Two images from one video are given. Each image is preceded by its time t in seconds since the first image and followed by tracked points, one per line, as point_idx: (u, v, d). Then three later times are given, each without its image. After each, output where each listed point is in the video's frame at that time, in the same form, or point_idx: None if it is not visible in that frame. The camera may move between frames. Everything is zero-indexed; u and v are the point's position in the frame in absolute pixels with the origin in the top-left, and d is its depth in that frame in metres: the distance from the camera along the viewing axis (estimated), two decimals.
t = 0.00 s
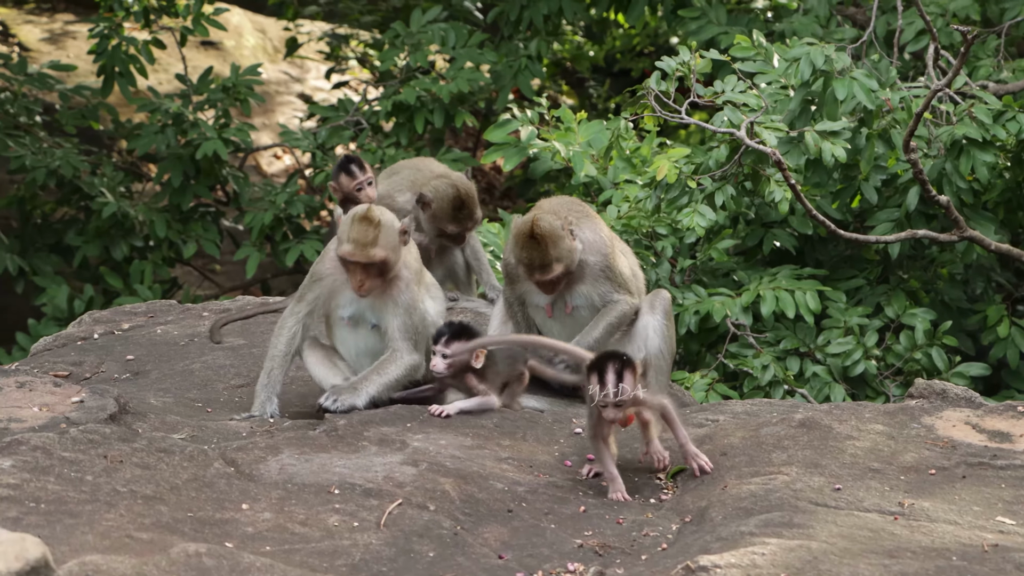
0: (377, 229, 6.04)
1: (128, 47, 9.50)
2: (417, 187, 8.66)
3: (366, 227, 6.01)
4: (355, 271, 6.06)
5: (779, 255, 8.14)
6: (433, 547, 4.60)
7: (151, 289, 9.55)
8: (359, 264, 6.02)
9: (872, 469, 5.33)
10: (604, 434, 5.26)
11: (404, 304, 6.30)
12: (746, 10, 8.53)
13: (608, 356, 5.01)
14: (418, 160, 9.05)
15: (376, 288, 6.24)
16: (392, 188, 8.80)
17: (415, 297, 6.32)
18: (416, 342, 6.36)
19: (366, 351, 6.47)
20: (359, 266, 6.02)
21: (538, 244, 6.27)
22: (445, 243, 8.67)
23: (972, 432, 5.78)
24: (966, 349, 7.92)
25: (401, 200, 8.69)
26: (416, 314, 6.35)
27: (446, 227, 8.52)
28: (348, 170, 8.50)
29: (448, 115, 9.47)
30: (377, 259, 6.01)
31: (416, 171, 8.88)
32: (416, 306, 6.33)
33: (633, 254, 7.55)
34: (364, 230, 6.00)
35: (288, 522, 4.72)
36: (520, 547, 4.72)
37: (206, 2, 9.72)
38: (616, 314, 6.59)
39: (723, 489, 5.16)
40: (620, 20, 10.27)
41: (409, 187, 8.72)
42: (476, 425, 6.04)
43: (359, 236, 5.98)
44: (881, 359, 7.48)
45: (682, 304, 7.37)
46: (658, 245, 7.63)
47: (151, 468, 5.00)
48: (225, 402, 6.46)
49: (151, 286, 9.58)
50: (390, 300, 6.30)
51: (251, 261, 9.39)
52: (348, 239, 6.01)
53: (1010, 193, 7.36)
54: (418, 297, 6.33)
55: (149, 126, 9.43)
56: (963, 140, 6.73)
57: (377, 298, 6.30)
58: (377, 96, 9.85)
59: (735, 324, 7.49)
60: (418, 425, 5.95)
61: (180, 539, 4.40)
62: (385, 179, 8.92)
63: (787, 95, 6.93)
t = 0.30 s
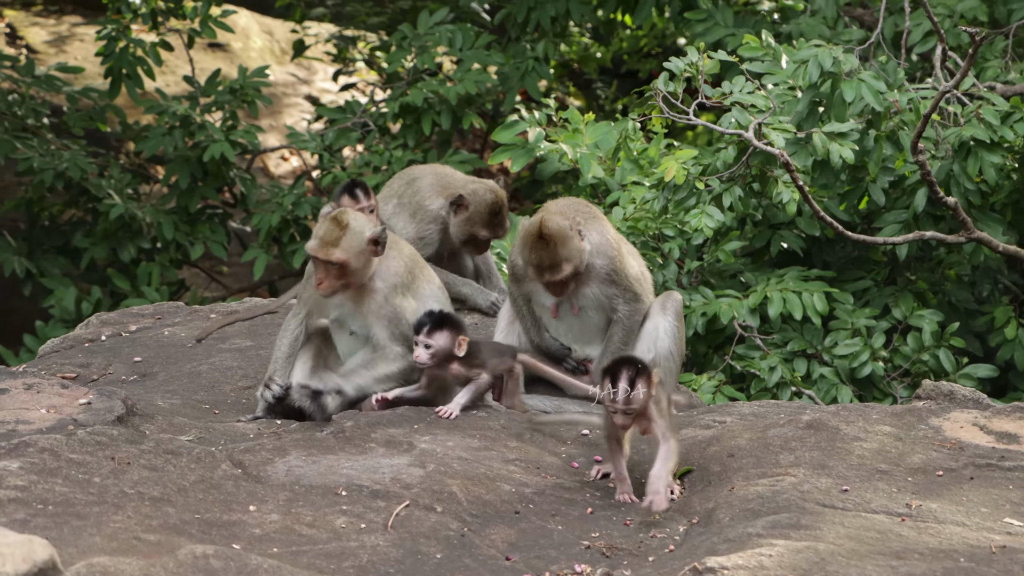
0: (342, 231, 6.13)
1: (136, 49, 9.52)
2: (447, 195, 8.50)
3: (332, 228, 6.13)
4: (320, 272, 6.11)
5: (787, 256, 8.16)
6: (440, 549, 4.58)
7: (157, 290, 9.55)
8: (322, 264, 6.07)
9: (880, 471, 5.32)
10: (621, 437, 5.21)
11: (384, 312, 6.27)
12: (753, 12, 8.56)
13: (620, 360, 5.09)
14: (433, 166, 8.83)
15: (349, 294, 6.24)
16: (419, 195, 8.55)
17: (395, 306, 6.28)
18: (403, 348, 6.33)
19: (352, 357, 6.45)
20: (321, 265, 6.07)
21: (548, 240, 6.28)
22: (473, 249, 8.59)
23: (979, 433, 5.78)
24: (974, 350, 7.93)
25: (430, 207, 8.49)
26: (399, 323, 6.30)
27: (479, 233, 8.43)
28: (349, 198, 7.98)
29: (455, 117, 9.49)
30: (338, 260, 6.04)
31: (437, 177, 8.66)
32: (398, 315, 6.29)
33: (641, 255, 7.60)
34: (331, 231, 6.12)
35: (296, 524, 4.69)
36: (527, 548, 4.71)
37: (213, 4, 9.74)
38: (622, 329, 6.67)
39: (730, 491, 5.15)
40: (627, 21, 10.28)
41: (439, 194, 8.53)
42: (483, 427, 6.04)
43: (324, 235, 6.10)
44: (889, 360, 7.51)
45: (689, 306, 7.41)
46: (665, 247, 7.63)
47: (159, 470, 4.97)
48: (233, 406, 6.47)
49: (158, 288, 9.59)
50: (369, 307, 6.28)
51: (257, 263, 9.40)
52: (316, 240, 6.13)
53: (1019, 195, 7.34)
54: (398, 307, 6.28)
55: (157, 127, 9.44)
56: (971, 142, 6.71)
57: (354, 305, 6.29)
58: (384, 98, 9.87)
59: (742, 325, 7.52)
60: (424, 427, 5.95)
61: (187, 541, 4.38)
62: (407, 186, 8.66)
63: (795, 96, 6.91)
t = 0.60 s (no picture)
0: (330, 230, 6.19)
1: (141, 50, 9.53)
2: (459, 192, 8.51)
3: (322, 225, 6.24)
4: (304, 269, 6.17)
5: (791, 257, 8.18)
6: (445, 550, 4.57)
7: (162, 291, 9.56)
8: (306, 256, 6.14)
9: (885, 472, 5.32)
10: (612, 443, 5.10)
11: (361, 319, 6.20)
12: (758, 12, 8.59)
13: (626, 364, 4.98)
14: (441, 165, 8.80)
15: (335, 296, 6.26)
16: (429, 192, 8.54)
17: (372, 314, 6.19)
18: (377, 361, 6.22)
19: (342, 366, 6.45)
20: (306, 258, 6.14)
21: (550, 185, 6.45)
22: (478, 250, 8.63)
23: (984, 435, 5.78)
24: (978, 350, 7.94)
25: (440, 204, 8.49)
26: (375, 333, 6.21)
27: (488, 233, 8.53)
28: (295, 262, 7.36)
29: (460, 117, 9.50)
30: (321, 251, 6.10)
31: (446, 175, 8.65)
32: (374, 325, 6.20)
33: (645, 256, 7.63)
34: (320, 226, 6.21)
35: (300, 524, 4.68)
36: (532, 549, 4.70)
37: (218, 4, 9.75)
38: (632, 331, 6.70)
39: (734, 492, 5.14)
40: (631, 21, 10.29)
41: (450, 191, 8.53)
42: (488, 428, 6.04)
43: (311, 233, 6.17)
44: (894, 361, 7.56)
45: (694, 307, 7.45)
46: (670, 248, 7.66)
47: (164, 470, 4.96)
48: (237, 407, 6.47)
49: (162, 289, 9.59)
50: (351, 311, 6.25)
51: (262, 263, 9.41)
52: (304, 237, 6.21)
53: None
54: (374, 316, 6.19)
55: (162, 128, 9.45)
56: (976, 142, 6.76)
57: (338, 307, 6.30)
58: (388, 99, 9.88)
59: (747, 325, 7.53)
60: (429, 427, 5.95)
61: (192, 541, 4.36)
62: (414, 185, 8.62)
63: (799, 98, 6.95)
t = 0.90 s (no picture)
0: (349, 219, 6.21)
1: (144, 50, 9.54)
2: (467, 191, 8.51)
3: (340, 215, 6.24)
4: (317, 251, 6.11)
5: (795, 257, 8.19)
6: (448, 549, 4.56)
7: (165, 291, 9.56)
8: (321, 241, 6.11)
9: (888, 471, 5.31)
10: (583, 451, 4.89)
11: (363, 325, 6.17)
12: (761, 12, 8.61)
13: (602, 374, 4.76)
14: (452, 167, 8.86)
15: (339, 288, 6.20)
16: (437, 191, 8.58)
17: (375, 322, 6.17)
18: (376, 371, 6.22)
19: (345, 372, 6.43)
20: (321, 243, 6.11)
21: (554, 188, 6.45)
22: (483, 248, 8.53)
23: (988, 434, 5.77)
24: (982, 350, 7.95)
25: (448, 204, 8.50)
26: (376, 342, 6.19)
27: (499, 231, 8.38)
28: (210, 249, 7.18)
29: (463, 117, 9.51)
30: (337, 239, 6.09)
31: (455, 175, 8.69)
32: (376, 333, 6.18)
33: (648, 256, 7.63)
34: (338, 213, 6.20)
35: (304, 524, 4.68)
36: (535, 549, 4.69)
37: (221, 4, 9.76)
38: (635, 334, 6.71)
39: (738, 492, 5.14)
40: (635, 21, 10.30)
41: (458, 191, 8.55)
42: (491, 428, 6.04)
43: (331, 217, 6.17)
44: (898, 360, 7.58)
45: (698, 306, 7.46)
46: (673, 247, 7.72)
47: (167, 470, 4.96)
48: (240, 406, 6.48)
49: (165, 289, 9.59)
50: (352, 315, 6.21)
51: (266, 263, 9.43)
52: (321, 220, 6.19)
53: None
54: (376, 324, 6.16)
55: (165, 128, 9.46)
56: (981, 141, 6.77)
57: (340, 308, 6.26)
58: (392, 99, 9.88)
59: (751, 325, 7.55)
60: (432, 428, 5.95)
61: (195, 541, 4.36)
62: (422, 182, 8.71)
63: (804, 96, 6.99)
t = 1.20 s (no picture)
0: (347, 228, 6.17)
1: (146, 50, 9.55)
2: (471, 192, 8.51)
3: (338, 223, 6.20)
4: (315, 263, 6.09)
5: (797, 256, 8.20)
6: (450, 549, 4.55)
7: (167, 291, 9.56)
8: (321, 254, 6.07)
9: (890, 471, 5.31)
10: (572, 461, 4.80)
11: (361, 334, 6.18)
12: (763, 12, 8.62)
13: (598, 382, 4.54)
14: (455, 167, 8.86)
15: (336, 298, 6.19)
16: (443, 191, 8.56)
17: (373, 331, 6.18)
18: (377, 377, 6.21)
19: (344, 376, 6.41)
20: (320, 255, 6.07)
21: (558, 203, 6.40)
22: (488, 249, 8.49)
23: (990, 434, 5.77)
24: (984, 349, 7.96)
25: (452, 203, 8.49)
26: (374, 351, 6.20)
27: (503, 232, 8.36)
28: (131, 281, 6.65)
29: (465, 117, 9.52)
30: (337, 252, 6.06)
31: (458, 176, 8.69)
32: (374, 343, 6.19)
33: (651, 256, 7.64)
34: (336, 224, 6.16)
35: (306, 524, 4.68)
36: (538, 548, 4.69)
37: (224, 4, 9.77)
38: (637, 328, 6.73)
39: (740, 491, 5.14)
40: (636, 20, 10.32)
41: (461, 192, 8.54)
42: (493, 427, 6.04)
43: (330, 227, 6.13)
44: (900, 360, 7.59)
45: (699, 306, 7.47)
46: (675, 247, 7.75)
47: (170, 470, 4.96)
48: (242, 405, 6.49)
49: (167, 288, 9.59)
50: (349, 324, 6.21)
51: (268, 263, 9.44)
52: (319, 231, 6.15)
53: None
54: (374, 334, 6.18)
55: (167, 128, 9.46)
56: (980, 142, 6.78)
57: (338, 317, 6.26)
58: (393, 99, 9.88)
59: (753, 324, 7.56)
60: (435, 427, 5.95)
61: (198, 541, 4.36)
62: (426, 182, 8.71)
63: (804, 97, 6.99)
